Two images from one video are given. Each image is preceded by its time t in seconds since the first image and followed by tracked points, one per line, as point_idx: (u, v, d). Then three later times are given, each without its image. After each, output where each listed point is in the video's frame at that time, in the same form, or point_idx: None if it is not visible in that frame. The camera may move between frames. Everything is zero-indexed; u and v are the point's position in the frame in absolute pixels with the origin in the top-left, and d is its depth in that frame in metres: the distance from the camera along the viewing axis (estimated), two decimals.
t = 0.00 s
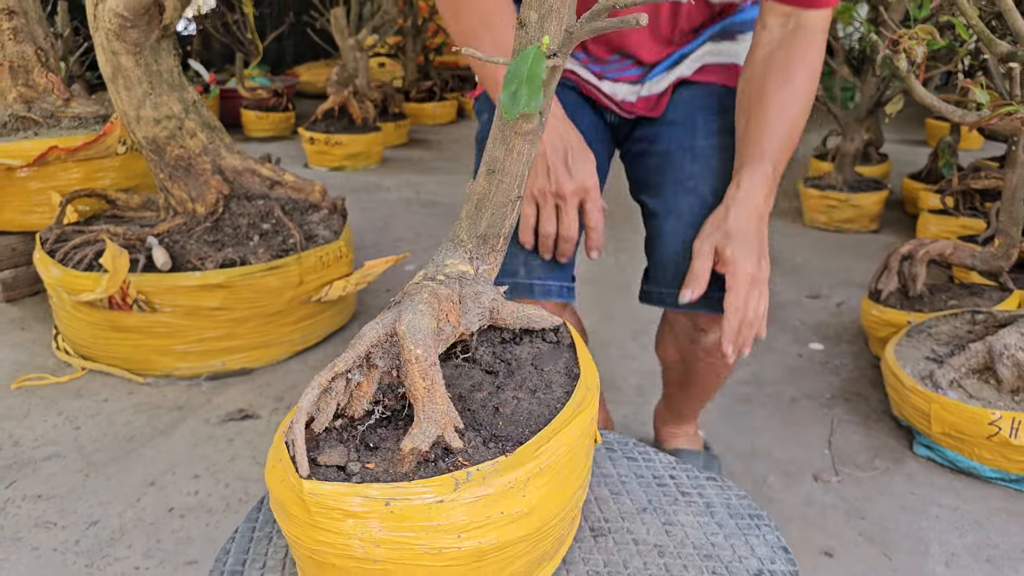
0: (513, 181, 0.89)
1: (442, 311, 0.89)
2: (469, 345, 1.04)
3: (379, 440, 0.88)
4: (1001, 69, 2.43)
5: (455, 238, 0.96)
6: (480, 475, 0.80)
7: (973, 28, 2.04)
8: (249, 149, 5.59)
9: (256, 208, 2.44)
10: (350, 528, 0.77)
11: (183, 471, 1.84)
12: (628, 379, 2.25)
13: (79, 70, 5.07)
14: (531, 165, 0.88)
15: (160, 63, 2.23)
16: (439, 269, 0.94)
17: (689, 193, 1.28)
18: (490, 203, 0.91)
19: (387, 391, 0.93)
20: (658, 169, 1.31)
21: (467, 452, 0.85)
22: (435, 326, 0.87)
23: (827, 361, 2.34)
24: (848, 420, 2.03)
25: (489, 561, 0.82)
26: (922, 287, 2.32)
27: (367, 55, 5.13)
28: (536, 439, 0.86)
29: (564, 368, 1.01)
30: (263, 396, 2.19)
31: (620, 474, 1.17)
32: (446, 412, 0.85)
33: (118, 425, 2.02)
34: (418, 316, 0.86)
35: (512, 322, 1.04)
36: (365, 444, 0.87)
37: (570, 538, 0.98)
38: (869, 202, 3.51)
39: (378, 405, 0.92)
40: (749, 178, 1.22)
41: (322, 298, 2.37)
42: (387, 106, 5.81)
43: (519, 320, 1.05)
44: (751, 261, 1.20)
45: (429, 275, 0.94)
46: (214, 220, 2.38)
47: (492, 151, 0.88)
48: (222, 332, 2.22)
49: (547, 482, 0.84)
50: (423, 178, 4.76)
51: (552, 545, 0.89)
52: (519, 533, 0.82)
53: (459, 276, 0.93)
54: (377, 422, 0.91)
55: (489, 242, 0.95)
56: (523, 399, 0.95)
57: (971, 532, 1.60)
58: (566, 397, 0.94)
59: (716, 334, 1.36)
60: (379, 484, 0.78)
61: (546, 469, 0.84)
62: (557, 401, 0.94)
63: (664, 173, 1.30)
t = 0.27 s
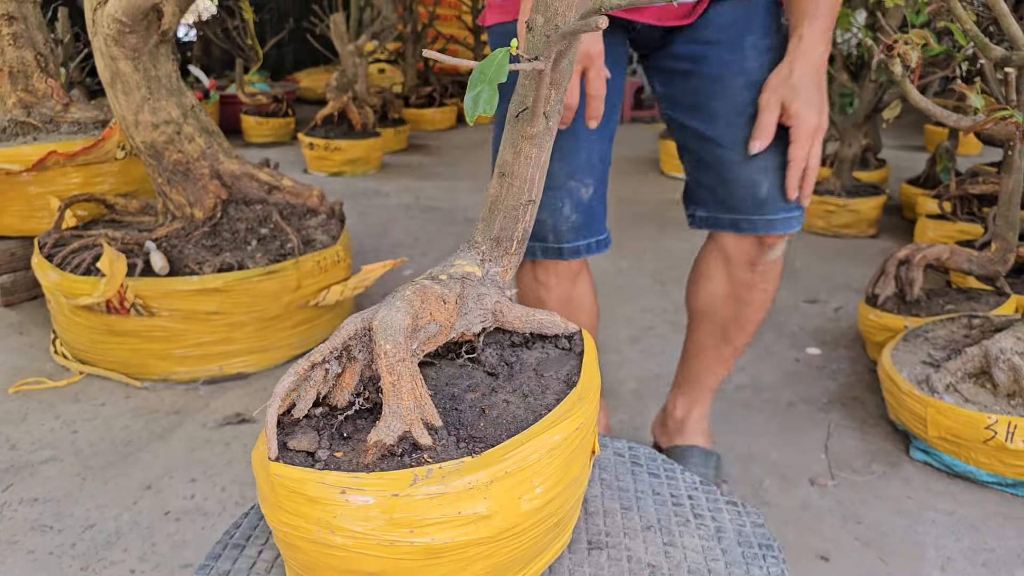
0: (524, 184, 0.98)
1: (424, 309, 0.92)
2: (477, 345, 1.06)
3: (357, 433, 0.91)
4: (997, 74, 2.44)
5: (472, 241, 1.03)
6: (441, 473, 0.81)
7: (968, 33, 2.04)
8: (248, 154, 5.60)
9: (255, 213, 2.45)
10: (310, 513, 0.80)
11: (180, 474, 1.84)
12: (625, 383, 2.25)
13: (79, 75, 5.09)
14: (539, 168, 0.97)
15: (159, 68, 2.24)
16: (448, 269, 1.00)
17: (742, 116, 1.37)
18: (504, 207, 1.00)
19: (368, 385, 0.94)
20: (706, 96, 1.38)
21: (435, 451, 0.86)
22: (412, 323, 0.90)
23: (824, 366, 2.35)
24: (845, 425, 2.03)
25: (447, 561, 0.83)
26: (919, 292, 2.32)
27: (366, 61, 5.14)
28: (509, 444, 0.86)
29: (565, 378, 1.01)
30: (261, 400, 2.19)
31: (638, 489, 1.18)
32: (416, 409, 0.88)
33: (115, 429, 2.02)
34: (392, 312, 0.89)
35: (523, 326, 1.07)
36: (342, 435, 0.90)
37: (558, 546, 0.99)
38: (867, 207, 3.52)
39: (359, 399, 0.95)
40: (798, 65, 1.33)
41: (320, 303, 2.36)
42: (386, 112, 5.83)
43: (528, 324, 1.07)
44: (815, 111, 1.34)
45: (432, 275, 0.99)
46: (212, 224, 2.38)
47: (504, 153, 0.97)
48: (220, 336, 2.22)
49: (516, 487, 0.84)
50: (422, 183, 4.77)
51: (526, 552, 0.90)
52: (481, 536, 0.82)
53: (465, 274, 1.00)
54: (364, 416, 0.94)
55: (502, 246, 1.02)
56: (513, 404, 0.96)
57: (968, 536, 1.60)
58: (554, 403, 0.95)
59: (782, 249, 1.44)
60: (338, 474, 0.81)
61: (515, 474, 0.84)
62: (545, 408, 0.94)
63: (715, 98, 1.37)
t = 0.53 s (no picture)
0: (534, 186, 0.99)
1: (412, 306, 0.93)
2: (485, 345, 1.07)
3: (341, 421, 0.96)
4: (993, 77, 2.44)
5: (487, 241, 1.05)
6: (408, 466, 0.84)
7: (964, 36, 2.05)
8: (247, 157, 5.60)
9: (253, 215, 2.46)
10: (281, 494, 0.85)
11: (177, 476, 1.84)
12: (623, 385, 2.25)
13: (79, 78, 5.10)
14: (549, 170, 0.98)
15: (157, 71, 2.24)
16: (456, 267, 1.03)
17: (840, 123, 1.33)
18: (516, 209, 1.02)
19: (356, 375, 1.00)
20: (801, 104, 1.33)
21: (410, 444, 0.89)
22: (395, 317, 0.92)
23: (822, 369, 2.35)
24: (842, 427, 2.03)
25: (410, 555, 0.84)
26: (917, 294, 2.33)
27: (366, 64, 5.15)
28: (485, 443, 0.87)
29: (565, 383, 1.00)
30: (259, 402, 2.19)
31: (652, 504, 1.17)
32: (393, 403, 0.90)
33: (113, 431, 2.02)
34: (376, 305, 0.92)
35: (532, 329, 1.07)
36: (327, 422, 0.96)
37: (551, 550, 0.99)
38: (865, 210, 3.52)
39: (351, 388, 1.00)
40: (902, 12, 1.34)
41: (318, 305, 2.37)
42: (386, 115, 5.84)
43: (538, 327, 1.07)
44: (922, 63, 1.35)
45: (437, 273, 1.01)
46: (211, 227, 2.39)
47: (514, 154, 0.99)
48: (218, 338, 2.23)
49: (487, 489, 0.85)
50: (421, 186, 4.78)
51: (503, 554, 0.90)
52: (446, 531, 0.84)
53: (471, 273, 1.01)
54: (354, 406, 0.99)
55: (515, 247, 1.04)
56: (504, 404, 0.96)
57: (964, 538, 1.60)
58: (544, 407, 0.95)
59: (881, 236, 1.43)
60: (305, 459, 0.85)
61: (484, 473, 0.85)
62: (533, 411, 0.94)
63: (808, 106, 1.32)
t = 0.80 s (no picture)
0: (536, 206, 1.04)
1: (399, 322, 0.96)
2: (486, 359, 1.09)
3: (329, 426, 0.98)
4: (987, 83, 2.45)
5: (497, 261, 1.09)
6: (377, 478, 0.87)
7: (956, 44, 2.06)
8: (245, 159, 5.61)
9: (249, 221, 2.47)
10: (260, 490, 0.91)
11: (174, 483, 1.85)
12: (618, 391, 2.26)
13: (77, 80, 5.10)
14: (549, 190, 1.03)
15: (154, 77, 2.25)
16: (464, 282, 1.08)
17: (932, 146, 1.35)
18: (522, 228, 1.06)
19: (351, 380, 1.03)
20: (899, 124, 1.34)
21: (386, 457, 0.91)
22: (379, 332, 0.95)
23: (816, 374, 2.36)
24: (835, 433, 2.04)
25: (377, 560, 0.88)
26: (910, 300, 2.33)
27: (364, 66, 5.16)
28: (455, 461, 0.88)
29: (555, 405, 1.00)
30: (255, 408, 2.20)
31: (656, 531, 1.18)
32: (372, 416, 0.92)
33: (110, 437, 2.03)
34: (360, 319, 0.95)
35: (535, 348, 1.08)
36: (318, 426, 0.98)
37: (529, 568, 1.00)
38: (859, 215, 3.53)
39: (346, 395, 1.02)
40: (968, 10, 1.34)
41: (314, 310, 2.38)
42: (383, 118, 5.85)
43: (540, 346, 1.07)
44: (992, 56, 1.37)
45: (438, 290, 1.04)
46: (208, 232, 2.40)
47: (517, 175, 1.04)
48: (215, 344, 2.24)
49: (454, 505, 0.87)
50: (418, 189, 4.79)
51: (472, 568, 0.92)
52: (410, 541, 0.87)
53: (472, 290, 1.05)
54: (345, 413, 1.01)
55: (523, 264, 1.08)
56: (488, 422, 0.97)
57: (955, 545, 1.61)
58: (527, 429, 0.95)
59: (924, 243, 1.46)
60: (280, 461, 0.90)
61: (450, 491, 0.87)
62: (514, 432, 0.95)
63: (906, 127, 1.33)
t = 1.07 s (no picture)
0: (535, 273, 1.10)
1: (392, 384, 1.02)
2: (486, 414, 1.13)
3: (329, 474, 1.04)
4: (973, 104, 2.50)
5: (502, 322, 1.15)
6: (358, 533, 0.92)
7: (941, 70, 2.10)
8: (243, 164, 5.64)
9: (249, 239, 2.50)
10: (260, 533, 0.97)
11: (176, 504, 1.89)
12: (610, 409, 2.31)
13: (75, 87, 5.13)
14: (547, 260, 1.09)
15: (154, 101, 2.28)
16: (468, 340, 1.13)
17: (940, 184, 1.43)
18: (524, 292, 1.12)
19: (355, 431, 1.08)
20: (920, 164, 1.40)
21: (371, 512, 0.96)
22: (373, 393, 1.00)
23: (804, 391, 2.41)
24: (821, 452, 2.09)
25: None
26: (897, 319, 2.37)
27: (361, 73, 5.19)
28: (433, 521, 0.93)
29: (542, 469, 1.04)
30: (254, 427, 2.24)
31: None
32: (361, 472, 0.98)
33: (113, 457, 2.08)
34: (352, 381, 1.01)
35: (534, 407, 1.13)
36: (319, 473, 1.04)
37: None
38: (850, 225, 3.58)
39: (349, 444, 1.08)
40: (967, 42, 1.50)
41: (312, 328, 2.42)
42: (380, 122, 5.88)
43: (540, 406, 1.13)
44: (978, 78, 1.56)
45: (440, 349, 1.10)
46: (207, 252, 2.43)
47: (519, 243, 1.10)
48: (214, 363, 2.28)
49: (428, 563, 0.92)
50: (415, 196, 4.83)
51: None
52: None
53: (473, 350, 1.11)
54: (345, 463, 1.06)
55: (525, 325, 1.13)
56: (476, 481, 1.02)
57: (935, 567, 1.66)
58: (509, 492, 0.99)
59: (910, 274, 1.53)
60: (278, 510, 0.95)
61: (426, 550, 0.91)
62: (497, 494, 1.00)
63: (924, 167, 1.40)
